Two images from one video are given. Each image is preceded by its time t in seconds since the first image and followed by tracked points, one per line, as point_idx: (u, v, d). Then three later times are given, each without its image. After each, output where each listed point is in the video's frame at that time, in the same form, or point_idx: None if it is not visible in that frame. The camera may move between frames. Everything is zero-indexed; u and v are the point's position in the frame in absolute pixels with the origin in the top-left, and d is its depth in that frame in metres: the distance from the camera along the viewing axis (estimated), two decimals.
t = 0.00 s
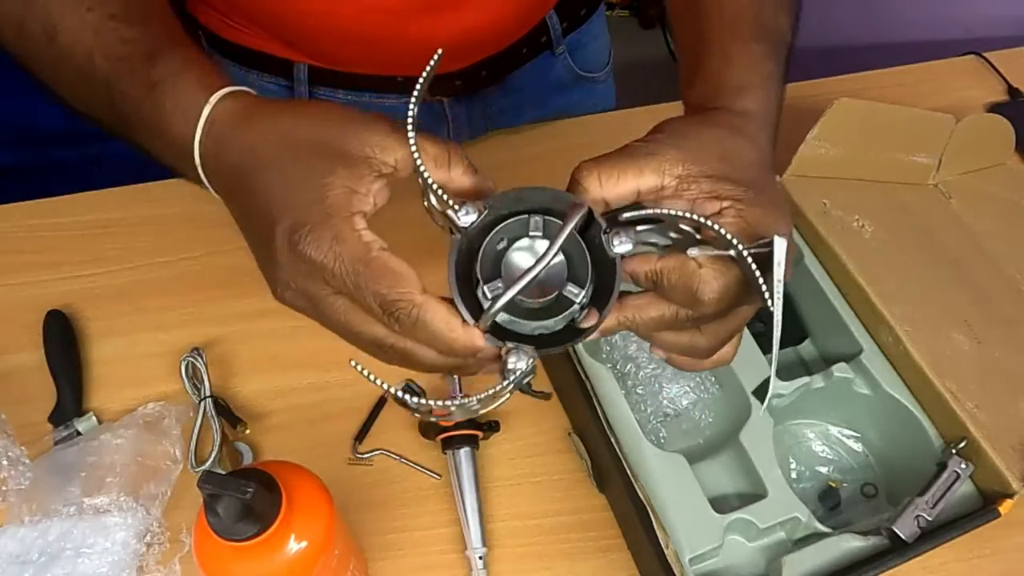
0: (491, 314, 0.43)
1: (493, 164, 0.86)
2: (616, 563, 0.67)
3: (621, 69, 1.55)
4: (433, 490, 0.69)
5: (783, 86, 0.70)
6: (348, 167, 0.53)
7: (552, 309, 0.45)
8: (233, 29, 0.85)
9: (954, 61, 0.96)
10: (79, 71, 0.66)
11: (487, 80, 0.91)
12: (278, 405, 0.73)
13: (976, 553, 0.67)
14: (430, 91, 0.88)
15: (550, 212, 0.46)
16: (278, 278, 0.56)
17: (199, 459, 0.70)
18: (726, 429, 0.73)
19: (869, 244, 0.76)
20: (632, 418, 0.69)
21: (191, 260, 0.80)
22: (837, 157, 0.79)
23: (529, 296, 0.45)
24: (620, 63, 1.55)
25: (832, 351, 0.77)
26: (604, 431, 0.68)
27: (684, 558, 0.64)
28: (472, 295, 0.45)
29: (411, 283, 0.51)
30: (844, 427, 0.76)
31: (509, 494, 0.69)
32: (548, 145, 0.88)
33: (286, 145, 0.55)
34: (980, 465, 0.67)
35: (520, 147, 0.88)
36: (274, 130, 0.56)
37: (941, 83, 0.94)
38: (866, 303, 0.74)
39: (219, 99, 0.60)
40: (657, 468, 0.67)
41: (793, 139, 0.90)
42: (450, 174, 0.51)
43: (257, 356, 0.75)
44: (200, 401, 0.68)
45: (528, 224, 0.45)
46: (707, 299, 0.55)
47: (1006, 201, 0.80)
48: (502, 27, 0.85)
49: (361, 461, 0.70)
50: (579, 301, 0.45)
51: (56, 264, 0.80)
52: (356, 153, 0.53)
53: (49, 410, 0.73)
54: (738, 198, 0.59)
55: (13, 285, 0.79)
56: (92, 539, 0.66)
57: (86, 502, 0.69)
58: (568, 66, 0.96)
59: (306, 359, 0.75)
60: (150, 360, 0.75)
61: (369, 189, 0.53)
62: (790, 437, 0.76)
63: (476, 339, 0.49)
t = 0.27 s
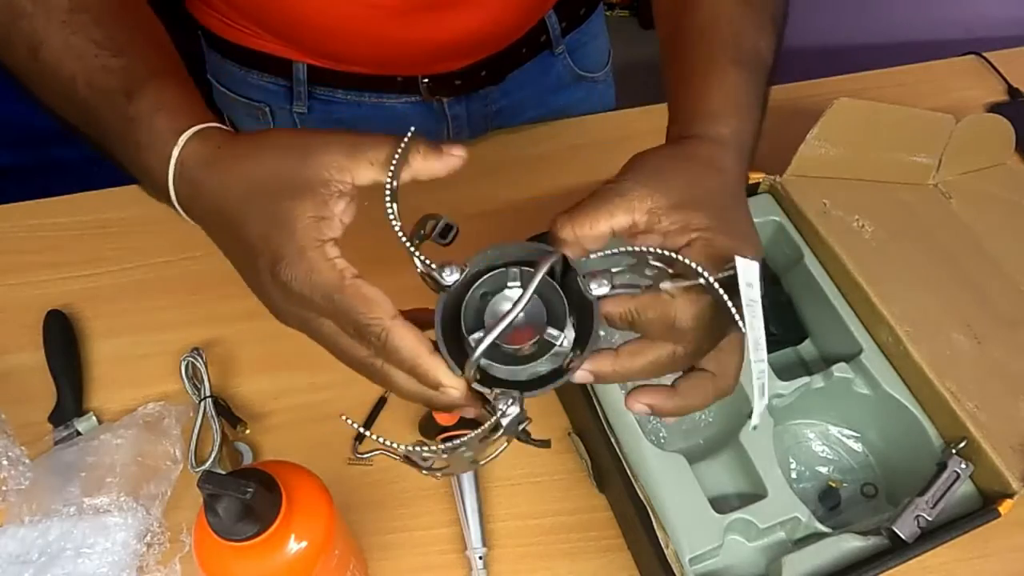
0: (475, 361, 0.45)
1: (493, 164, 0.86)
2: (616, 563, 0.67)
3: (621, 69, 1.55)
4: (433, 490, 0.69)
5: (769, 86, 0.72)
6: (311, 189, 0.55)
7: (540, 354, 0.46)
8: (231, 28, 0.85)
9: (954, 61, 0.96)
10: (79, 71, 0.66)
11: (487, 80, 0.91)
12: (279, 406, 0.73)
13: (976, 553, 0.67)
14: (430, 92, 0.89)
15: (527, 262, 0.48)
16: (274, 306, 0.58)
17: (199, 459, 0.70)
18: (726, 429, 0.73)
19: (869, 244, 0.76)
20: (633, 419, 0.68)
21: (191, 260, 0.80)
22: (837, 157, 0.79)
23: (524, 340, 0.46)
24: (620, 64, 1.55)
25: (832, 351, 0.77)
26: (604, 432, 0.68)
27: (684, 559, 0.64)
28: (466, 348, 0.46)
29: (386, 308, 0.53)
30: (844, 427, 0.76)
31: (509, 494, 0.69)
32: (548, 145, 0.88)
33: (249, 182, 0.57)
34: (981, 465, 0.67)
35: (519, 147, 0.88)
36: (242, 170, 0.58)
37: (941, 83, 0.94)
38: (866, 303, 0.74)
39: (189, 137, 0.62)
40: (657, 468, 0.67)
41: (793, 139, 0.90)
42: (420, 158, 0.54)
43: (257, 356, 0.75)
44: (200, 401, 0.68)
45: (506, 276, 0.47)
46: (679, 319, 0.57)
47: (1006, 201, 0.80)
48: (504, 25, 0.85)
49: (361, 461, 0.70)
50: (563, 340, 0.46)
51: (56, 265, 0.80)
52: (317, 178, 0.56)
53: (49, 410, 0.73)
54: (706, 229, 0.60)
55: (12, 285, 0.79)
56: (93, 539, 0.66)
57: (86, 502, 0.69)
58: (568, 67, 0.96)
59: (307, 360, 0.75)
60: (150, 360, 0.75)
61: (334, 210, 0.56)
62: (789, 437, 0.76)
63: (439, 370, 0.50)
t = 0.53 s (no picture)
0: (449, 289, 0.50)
1: (493, 164, 0.86)
2: (616, 563, 0.67)
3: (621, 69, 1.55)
4: (433, 490, 0.69)
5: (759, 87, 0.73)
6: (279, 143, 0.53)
7: (519, 280, 0.51)
8: (232, 29, 0.85)
9: (954, 61, 0.96)
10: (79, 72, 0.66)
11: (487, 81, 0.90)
12: (278, 406, 0.73)
13: (977, 553, 0.67)
14: (429, 93, 0.88)
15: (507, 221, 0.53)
16: (246, 270, 0.56)
17: (199, 459, 0.70)
18: (726, 429, 0.73)
19: (869, 244, 0.76)
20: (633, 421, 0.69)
21: (191, 261, 0.80)
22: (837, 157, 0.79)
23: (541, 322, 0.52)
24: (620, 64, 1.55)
25: (832, 351, 0.77)
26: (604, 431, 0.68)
27: (684, 558, 0.64)
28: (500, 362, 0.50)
29: (350, 257, 0.51)
30: (844, 427, 0.76)
31: (509, 494, 0.69)
32: (548, 145, 0.88)
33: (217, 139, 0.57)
34: (980, 465, 0.67)
35: (519, 147, 0.88)
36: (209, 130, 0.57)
37: (941, 83, 0.94)
38: (867, 304, 0.74)
39: (157, 109, 0.63)
40: (657, 468, 0.67)
41: (793, 139, 0.90)
42: (389, 116, 0.51)
43: (257, 356, 0.75)
44: (200, 401, 0.68)
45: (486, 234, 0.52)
46: (643, 197, 0.54)
47: (1006, 202, 0.81)
48: (502, 26, 0.86)
49: (361, 461, 0.70)
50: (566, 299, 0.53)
51: (56, 265, 0.80)
52: (283, 133, 0.53)
53: (49, 410, 0.73)
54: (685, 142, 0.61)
55: (12, 285, 0.79)
56: (93, 539, 0.66)
57: (86, 502, 0.69)
58: (568, 67, 0.96)
59: (307, 360, 0.75)
60: (150, 360, 0.75)
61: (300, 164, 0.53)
62: (789, 437, 0.76)
63: (397, 322, 0.50)
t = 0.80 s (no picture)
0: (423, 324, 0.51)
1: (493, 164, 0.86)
2: (616, 563, 0.67)
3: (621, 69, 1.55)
4: (433, 490, 0.69)
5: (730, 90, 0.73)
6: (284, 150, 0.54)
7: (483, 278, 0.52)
8: (230, 27, 0.85)
9: (954, 61, 0.96)
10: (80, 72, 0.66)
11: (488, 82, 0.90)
12: (278, 406, 0.73)
13: (977, 553, 0.67)
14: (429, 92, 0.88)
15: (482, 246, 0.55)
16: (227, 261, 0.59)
17: (199, 459, 0.70)
18: (726, 429, 0.73)
19: (869, 244, 0.76)
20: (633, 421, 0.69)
21: (192, 261, 0.80)
22: (838, 158, 0.79)
23: (538, 285, 0.51)
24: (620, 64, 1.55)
25: (832, 351, 0.76)
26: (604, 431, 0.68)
27: (684, 559, 0.63)
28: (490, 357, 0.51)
29: (333, 278, 0.54)
30: (844, 427, 0.76)
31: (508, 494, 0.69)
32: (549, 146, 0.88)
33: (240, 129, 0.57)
34: (980, 465, 0.67)
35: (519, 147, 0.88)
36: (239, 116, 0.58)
37: (942, 83, 0.94)
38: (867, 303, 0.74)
39: (202, 83, 0.63)
40: (656, 468, 0.67)
41: (793, 139, 0.90)
42: (383, 147, 0.51)
43: (258, 355, 0.75)
44: (200, 401, 0.68)
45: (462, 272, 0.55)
46: (562, 137, 0.51)
47: (1006, 202, 0.81)
48: (492, 28, 0.87)
49: (361, 461, 0.70)
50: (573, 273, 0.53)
51: (56, 265, 0.80)
52: (283, 139, 0.54)
53: (49, 410, 0.73)
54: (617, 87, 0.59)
55: (12, 285, 0.79)
56: (93, 539, 0.66)
57: (86, 502, 0.69)
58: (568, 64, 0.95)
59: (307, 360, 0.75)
60: (150, 360, 0.75)
61: (293, 177, 0.55)
62: (789, 437, 0.75)
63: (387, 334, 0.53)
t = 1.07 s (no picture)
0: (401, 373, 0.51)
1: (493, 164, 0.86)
2: (616, 563, 0.67)
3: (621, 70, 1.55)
4: (433, 490, 0.69)
5: (720, 97, 0.76)
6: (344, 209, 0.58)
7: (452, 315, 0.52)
8: (230, 27, 0.85)
9: (954, 61, 0.96)
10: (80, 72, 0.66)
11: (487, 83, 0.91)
12: (278, 405, 0.73)
13: (977, 553, 0.67)
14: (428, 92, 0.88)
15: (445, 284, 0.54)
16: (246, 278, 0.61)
17: (199, 459, 0.70)
18: (726, 429, 0.73)
19: (869, 244, 0.76)
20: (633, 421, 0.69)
21: (192, 261, 0.80)
22: (838, 158, 0.79)
23: (504, 311, 0.51)
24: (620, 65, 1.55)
25: (832, 351, 0.76)
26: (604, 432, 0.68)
27: (684, 559, 0.63)
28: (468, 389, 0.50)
29: (356, 335, 0.58)
30: (844, 427, 0.76)
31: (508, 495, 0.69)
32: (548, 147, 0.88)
33: (303, 178, 0.60)
34: (980, 465, 0.67)
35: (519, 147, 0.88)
36: (294, 159, 0.60)
37: (942, 83, 0.94)
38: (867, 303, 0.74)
39: (243, 110, 0.64)
40: (656, 468, 0.67)
41: (793, 139, 0.90)
42: (449, 227, 0.55)
43: (258, 355, 0.75)
44: (200, 401, 0.68)
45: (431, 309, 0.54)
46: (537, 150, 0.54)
47: (1006, 202, 0.81)
48: (494, 30, 0.86)
49: (361, 461, 0.70)
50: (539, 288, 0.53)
51: (56, 265, 0.80)
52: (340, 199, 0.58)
53: (49, 410, 0.73)
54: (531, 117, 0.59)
55: (12, 285, 0.79)
56: (93, 539, 0.66)
57: (86, 502, 0.68)
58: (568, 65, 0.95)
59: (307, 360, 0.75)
60: (150, 360, 0.75)
61: (341, 236, 0.59)
62: (789, 437, 0.75)
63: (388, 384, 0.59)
